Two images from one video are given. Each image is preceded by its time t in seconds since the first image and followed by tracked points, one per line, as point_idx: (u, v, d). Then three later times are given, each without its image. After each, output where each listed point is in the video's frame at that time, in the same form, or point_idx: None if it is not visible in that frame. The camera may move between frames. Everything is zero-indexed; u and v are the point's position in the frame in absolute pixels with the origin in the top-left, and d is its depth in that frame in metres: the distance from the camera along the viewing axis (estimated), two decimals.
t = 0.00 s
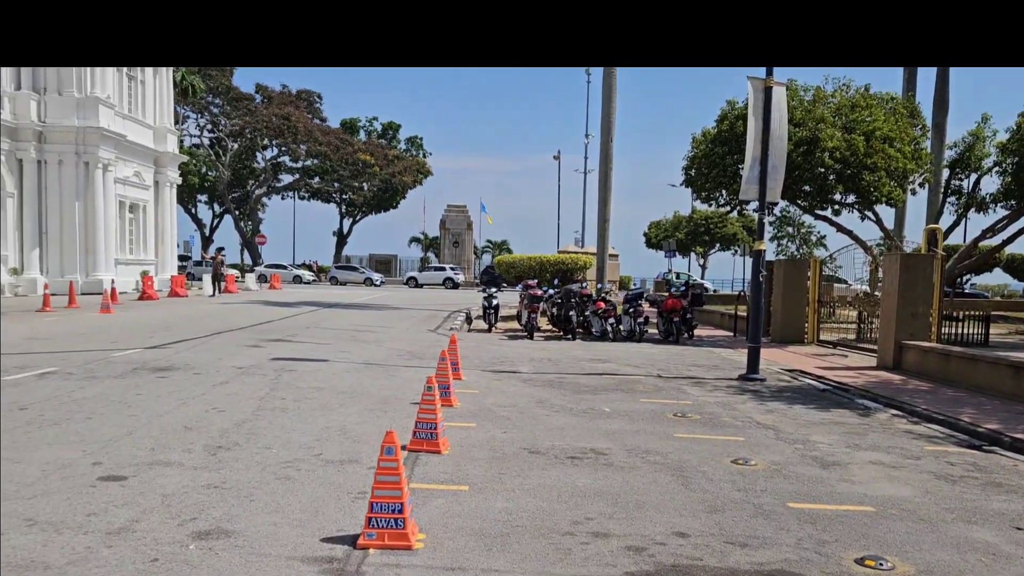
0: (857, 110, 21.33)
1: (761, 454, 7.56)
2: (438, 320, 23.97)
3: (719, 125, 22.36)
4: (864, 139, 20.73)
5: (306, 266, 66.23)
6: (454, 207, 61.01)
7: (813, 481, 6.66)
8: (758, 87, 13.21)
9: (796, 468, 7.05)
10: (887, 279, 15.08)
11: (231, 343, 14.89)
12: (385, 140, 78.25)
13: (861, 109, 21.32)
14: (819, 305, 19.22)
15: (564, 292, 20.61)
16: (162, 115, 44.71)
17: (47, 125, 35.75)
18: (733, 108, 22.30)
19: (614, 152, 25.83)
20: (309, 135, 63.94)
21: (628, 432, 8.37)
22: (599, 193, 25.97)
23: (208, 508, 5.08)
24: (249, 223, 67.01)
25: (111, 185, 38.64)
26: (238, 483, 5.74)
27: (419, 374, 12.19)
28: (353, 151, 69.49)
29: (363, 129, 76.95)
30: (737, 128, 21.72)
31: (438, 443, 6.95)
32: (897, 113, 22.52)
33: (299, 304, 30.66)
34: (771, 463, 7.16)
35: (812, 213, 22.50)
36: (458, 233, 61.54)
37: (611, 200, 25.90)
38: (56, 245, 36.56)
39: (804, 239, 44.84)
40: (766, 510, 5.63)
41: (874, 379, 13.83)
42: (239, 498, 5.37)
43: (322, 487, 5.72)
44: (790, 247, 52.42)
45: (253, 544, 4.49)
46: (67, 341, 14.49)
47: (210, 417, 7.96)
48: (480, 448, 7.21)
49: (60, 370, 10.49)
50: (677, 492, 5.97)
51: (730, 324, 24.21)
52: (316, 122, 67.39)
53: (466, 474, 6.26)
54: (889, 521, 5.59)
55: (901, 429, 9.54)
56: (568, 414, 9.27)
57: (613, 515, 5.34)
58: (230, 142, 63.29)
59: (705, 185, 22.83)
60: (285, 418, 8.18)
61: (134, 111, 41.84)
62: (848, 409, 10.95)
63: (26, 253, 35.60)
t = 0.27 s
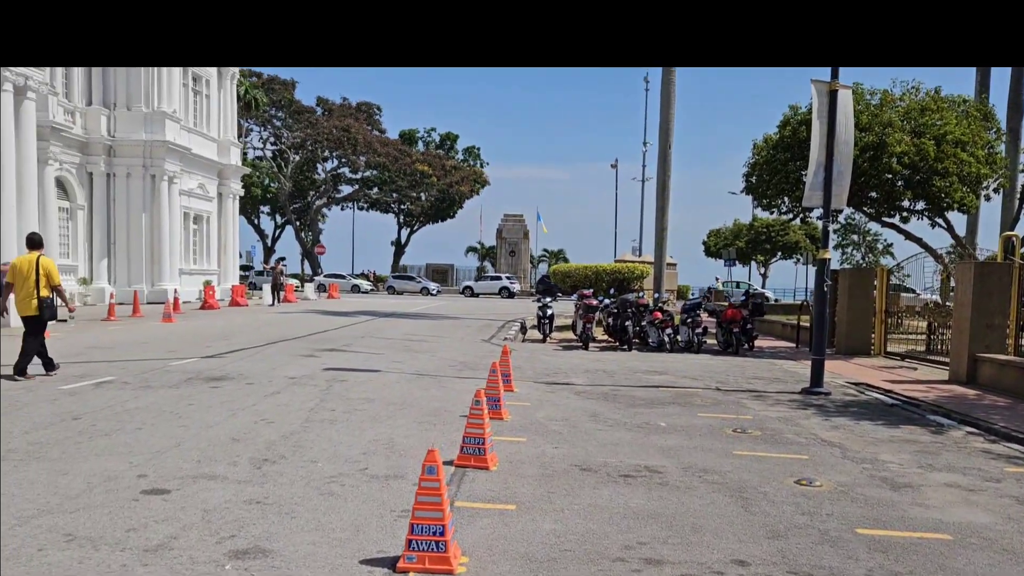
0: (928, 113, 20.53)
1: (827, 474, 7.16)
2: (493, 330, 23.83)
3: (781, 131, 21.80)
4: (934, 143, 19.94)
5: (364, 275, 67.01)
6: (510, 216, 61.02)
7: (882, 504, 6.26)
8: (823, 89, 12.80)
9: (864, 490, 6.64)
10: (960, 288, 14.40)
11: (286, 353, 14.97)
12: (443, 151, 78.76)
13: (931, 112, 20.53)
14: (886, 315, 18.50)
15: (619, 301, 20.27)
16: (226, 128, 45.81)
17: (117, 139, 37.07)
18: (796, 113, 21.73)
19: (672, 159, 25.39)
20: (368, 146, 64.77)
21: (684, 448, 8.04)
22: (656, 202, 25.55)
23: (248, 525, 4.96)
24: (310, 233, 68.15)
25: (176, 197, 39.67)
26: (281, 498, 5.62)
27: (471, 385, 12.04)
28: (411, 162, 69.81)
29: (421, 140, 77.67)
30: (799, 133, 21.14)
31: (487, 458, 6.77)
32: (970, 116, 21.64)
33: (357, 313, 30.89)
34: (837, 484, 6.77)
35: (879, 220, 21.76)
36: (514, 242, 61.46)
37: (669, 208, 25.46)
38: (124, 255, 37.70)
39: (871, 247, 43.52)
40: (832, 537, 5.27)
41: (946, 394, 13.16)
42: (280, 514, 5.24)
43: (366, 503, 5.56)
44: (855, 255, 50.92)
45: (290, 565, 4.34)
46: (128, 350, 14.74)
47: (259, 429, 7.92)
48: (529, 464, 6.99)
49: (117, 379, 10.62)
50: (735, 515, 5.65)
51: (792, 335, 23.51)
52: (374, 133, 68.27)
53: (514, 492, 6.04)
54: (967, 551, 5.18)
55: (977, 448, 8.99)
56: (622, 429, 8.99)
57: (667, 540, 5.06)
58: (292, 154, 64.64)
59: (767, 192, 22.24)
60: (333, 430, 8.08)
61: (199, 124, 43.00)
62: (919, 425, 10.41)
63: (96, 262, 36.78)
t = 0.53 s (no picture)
0: (972, 117, 19.97)
1: (874, 493, 6.80)
2: (525, 341, 23.60)
3: (819, 138, 21.34)
4: (979, 149, 19.37)
5: (398, 286, 67.23)
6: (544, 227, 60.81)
7: (935, 526, 5.89)
8: (864, 93, 12.40)
9: (914, 510, 6.28)
10: (1010, 299, 13.87)
11: (316, 364, 14.88)
12: (477, 162, 78.92)
13: (976, 117, 19.96)
14: (929, 326, 17.94)
15: (654, 312, 19.94)
16: (262, 141, 46.27)
17: (155, 153, 37.61)
18: (835, 119, 21.25)
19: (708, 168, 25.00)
20: (403, 158, 65.09)
21: (721, 465, 7.72)
22: (691, 211, 25.17)
23: (265, 545, 4.76)
24: (344, 245, 68.60)
25: (213, 209, 40.10)
26: (301, 516, 5.42)
27: (501, 398, 11.82)
28: (445, 173, 69.95)
29: (455, 151, 77.92)
30: (839, 140, 20.67)
31: (515, 475, 6.55)
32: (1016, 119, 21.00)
33: (389, 324, 30.87)
34: (885, 504, 6.42)
35: (922, 228, 21.18)
36: (548, 253, 61.25)
37: (704, 217, 25.07)
38: (162, 267, 38.15)
39: (912, 255, 42.56)
40: (881, 563, 4.94)
41: (996, 408, 12.64)
42: (298, 533, 5.03)
43: (387, 522, 5.35)
44: (896, 264, 49.87)
45: None
46: (161, 362, 14.76)
47: (283, 443, 7.77)
48: (560, 481, 6.74)
49: (146, 391, 10.57)
50: (777, 537, 5.34)
51: (831, 345, 22.97)
52: (409, 145, 68.61)
53: (543, 511, 5.79)
54: None
55: None
56: (656, 443, 8.69)
57: (704, 564, 4.77)
58: (327, 167, 65.20)
59: (805, 200, 21.76)
60: (359, 445, 7.91)
61: (235, 138, 43.48)
62: (969, 441, 9.95)
63: (134, 274, 37.28)
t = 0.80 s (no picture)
0: (1015, 123, 19.40)
1: (920, 516, 6.44)
2: (554, 354, 23.32)
3: (855, 145, 20.87)
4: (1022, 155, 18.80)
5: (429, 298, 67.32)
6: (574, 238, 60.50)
7: (987, 553, 5.53)
8: (904, 99, 12.02)
9: (965, 536, 5.91)
10: None
11: (343, 378, 14.75)
12: (507, 174, 78.87)
13: (1019, 123, 19.40)
14: (971, 337, 17.38)
15: (686, 323, 19.56)
16: (293, 155, 46.62)
17: (189, 167, 38.03)
18: (872, 126, 20.77)
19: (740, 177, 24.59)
20: (433, 171, 65.29)
21: (757, 485, 7.40)
22: (724, 221, 24.75)
23: (277, 572, 4.56)
24: (375, 257, 68.89)
25: (245, 223, 40.39)
26: (317, 540, 5.21)
27: (529, 412, 11.56)
28: (475, 185, 69.96)
29: (485, 164, 78.02)
30: (876, 147, 20.18)
31: (540, 496, 6.29)
32: None
33: (418, 336, 30.77)
34: (933, 528, 6.06)
35: (962, 238, 20.61)
36: (578, 264, 60.92)
37: (736, 227, 24.64)
38: (194, 280, 38.47)
39: (950, 265, 41.61)
40: None
41: None
42: (313, 559, 4.83)
43: (406, 547, 5.12)
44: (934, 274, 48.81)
45: None
46: (189, 376, 14.73)
47: (304, 460, 7.59)
48: (587, 503, 6.47)
49: (170, 406, 10.48)
50: (817, 566, 5.02)
51: (868, 357, 22.40)
52: (439, 158, 68.82)
53: (569, 535, 5.53)
54: None
55: None
56: (688, 462, 8.38)
57: None
58: (358, 180, 65.62)
59: (840, 209, 21.27)
60: (381, 463, 7.70)
61: (267, 152, 43.84)
62: (1019, 460, 9.50)
63: (168, 287, 37.66)
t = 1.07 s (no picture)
0: None
1: (958, 540, 6.12)
2: (578, 368, 23.05)
3: (885, 155, 20.45)
4: None
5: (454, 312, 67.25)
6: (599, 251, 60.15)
7: None
8: (936, 105, 11.68)
9: (1007, 562, 5.58)
10: None
11: (363, 392, 14.61)
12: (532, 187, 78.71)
13: None
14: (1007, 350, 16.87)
15: (712, 336, 19.25)
16: (318, 170, 46.83)
17: (215, 182, 38.28)
18: (902, 135, 20.35)
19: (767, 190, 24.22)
20: (458, 185, 65.34)
21: (785, 505, 7.10)
22: (750, 233, 24.37)
23: None
24: (401, 271, 69.00)
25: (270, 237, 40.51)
26: (323, 562, 5.02)
27: (550, 427, 11.31)
28: (500, 199, 69.86)
29: (510, 177, 77.99)
30: (907, 157, 19.75)
31: (558, 517, 6.06)
32: None
33: (442, 350, 30.60)
34: (972, 553, 5.74)
35: (996, 249, 20.09)
36: (603, 277, 60.52)
37: (764, 239, 24.24)
38: (219, 294, 38.64)
39: (984, 277, 40.71)
40: None
41: None
42: None
43: (415, 570, 4.91)
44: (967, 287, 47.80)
45: None
46: (209, 390, 14.67)
47: (317, 477, 7.42)
48: (607, 524, 6.22)
49: (187, 421, 10.39)
50: None
51: (900, 371, 21.86)
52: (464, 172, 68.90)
53: (587, 559, 5.28)
54: None
55: None
56: (714, 480, 8.10)
57: None
58: (383, 195, 65.88)
59: (870, 220, 20.82)
60: (396, 480, 7.51)
61: (293, 166, 44.06)
62: None
63: (193, 301, 37.88)
